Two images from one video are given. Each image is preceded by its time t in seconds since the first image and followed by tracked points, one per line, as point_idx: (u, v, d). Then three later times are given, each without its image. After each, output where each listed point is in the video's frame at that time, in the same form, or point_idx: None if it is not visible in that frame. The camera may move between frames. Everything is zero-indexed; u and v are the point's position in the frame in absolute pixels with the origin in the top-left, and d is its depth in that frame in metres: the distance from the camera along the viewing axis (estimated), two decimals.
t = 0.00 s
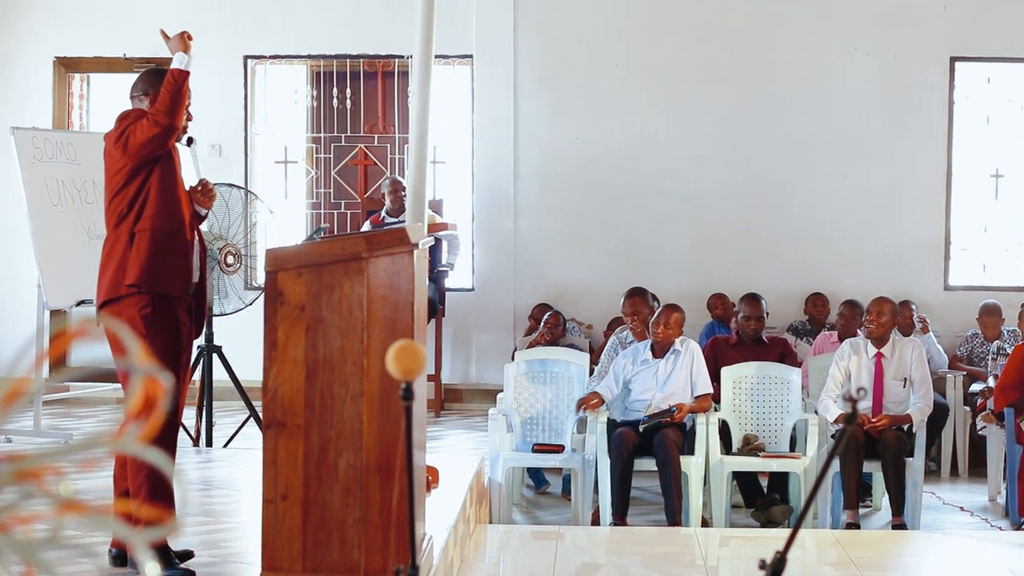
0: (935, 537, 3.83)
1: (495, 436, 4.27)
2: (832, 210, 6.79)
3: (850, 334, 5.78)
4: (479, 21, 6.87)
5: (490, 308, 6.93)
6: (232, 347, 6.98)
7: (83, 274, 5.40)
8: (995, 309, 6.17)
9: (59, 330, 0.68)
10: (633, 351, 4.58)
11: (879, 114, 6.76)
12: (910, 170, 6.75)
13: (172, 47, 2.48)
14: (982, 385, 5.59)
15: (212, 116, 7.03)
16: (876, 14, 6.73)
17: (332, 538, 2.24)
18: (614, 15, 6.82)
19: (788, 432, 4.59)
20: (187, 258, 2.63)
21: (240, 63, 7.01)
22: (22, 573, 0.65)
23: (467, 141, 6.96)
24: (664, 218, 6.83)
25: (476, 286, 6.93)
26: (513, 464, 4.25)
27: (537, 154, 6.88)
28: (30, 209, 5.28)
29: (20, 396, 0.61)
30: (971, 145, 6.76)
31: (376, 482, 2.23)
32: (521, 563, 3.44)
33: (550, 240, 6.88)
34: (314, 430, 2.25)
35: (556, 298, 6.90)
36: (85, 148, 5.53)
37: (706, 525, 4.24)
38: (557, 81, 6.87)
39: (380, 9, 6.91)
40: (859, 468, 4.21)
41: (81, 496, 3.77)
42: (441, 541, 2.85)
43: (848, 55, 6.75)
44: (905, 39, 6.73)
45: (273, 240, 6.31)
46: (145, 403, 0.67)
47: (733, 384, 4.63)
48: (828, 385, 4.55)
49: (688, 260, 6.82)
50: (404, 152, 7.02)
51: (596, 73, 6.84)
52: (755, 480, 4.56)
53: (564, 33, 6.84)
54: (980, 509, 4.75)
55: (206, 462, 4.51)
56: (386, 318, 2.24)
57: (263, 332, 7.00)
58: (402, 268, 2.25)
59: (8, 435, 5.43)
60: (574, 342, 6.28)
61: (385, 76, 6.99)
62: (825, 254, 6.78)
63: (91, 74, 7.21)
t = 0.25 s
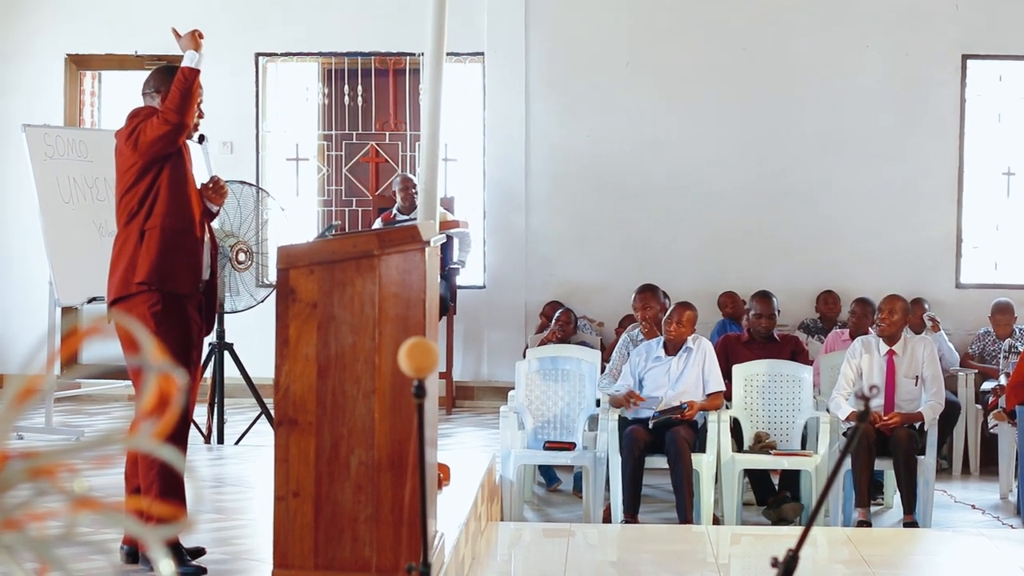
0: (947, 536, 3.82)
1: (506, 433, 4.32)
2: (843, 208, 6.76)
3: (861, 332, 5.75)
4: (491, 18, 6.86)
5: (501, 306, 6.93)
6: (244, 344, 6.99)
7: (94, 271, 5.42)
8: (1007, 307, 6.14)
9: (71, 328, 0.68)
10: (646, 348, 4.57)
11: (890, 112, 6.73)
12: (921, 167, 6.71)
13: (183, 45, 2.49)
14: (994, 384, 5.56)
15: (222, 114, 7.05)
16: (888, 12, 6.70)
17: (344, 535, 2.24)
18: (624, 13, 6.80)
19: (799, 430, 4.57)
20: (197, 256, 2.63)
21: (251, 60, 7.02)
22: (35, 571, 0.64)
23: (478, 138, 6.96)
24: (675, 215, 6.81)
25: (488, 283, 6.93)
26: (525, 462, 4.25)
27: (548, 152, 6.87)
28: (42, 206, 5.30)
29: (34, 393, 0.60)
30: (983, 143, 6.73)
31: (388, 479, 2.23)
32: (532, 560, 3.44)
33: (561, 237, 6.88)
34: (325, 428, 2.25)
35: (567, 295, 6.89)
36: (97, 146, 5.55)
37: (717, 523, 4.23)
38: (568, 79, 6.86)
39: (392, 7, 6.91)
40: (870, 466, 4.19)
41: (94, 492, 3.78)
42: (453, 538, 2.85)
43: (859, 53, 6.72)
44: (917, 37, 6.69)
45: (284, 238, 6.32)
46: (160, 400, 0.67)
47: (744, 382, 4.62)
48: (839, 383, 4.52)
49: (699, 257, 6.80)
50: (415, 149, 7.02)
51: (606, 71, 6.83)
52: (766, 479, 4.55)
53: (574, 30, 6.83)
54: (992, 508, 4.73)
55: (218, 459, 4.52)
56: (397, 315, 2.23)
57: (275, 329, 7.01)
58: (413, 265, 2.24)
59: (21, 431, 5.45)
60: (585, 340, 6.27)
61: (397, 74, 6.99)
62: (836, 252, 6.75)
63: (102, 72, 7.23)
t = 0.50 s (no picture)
0: (957, 532, 3.80)
1: (517, 429, 4.31)
2: (853, 204, 6.74)
3: (872, 328, 5.73)
4: (502, 13, 6.84)
5: (511, 301, 6.92)
6: (254, 339, 7.00)
7: (105, 266, 5.43)
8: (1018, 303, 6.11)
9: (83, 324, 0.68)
10: (656, 344, 4.56)
11: (900, 107, 6.70)
12: (932, 164, 6.68)
13: (192, 41, 2.48)
14: (1005, 380, 5.54)
15: (233, 109, 7.05)
16: (898, 7, 6.67)
17: (353, 531, 2.25)
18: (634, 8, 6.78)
19: (809, 427, 4.56)
20: (208, 251, 2.63)
21: (261, 56, 7.02)
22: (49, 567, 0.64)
23: (489, 134, 6.95)
24: (684, 211, 6.80)
25: (498, 279, 6.92)
26: (534, 457, 4.25)
27: (557, 147, 6.86)
28: (53, 201, 5.31)
29: (45, 388, 0.60)
30: (993, 139, 6.70)
31: (398, 474, 2.23)
32: (542, 556, 3.44)
33: (570, 233, 6.87)
34: (335, 423, 2.25)
35: (577, 291, 6.88)
36: (108, 140, 5.56)
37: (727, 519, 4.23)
38: (577, 74, 6.85)
39: (402, 2, 6.91)
40: (881, 462, 4.18)
41: (105, 487, 3.80)
42: (463, 534, 2.85)
43: (869, 48, 6.69)
44: (927, 32, 6.67)
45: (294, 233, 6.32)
46: (174, 395, 0.67)
47: (754, 378, 4.60)
48: (849, 379, 4.51)
49: (708, 253, 6.79)
50: (426, 145, 7.02)
51: (615, 66, 6.82)
52: (776, 475, 4.53)
53: (584, 26, 6.82)
54: (1002, 504, 4.71)
55: (228, 454, 4.53)
56: (408, 311, 2.24)
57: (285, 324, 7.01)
58: (424, 261, 2.25)
59: (32, 425, 5.47)
60: (594, 336, 6.26)
61: (407, 69, 6.99)
62: (846, 248, 6.73)
63: (113, 67, 7.24)
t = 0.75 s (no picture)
0: (953, 530, 3.81)
1: (514, 426, 4.31)
2: (850, 202, 6.74)
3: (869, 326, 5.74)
4: (499, 10, 6.84)
5: (508, 299, 6.93)
6: (251, 337, 7.00)
7: (101, 264, 5.42)
8: (1015, 301, 6.12)
9: (79, 322, 0.68)
10: (653, 342, 4.57)
11: (898, 105, 6.71)
12: (929, 162, 6.69)
13: (189, 38, 2.48)
14: (1002, 378, 5.55)
15: (230, 106, 7.05)
16: (895, 5, 6.67)
17: (350, 529, 2.25)
18: (631, 6, 6.78)
19: (806, 424, 4.57)
20: (205, 249, 2.63)
21: (259, 53, 7.02)
22: (45, 566, 0.64)
23: (486, 131, 6.95)
24: (681, 209, 6.80)
25: (494, 277, 6.92)
26: (531, 455, 4.25)
27: (555, 145, 6.86)
28: (51, 199, 5.31)
29: (42, 386, 0.61)
30: (991, 137, 6.71)
31: (395, 472, 2.23)
32: (539, 553, 3.44)
33: (568, 231, 6.87)
34: (332, 421, 2.25)
35: (574, 288, 6.89)
36: (105, 138, 5.56)
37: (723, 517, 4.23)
38: (575, 72, 6.85)
39: None
40: (877, 460, 4.19)
41: (101, 485, 3.80)
42: (460, 531, 2.85)
43: (867, 47, 6.70)
44: (925, 30, 6.67)
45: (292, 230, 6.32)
46: (171, 393, 0.67)
47: (751, 375, 4.60)
48: (846, 377, 4.52)
49: (706, 251, 6.79)
50: (423, 143, 7.02)
51: (612, 64, 6.82)
52: (773, 473, 4.54)
53: (582, 23, 6.82)
54: (998, 502, 4.72)
55: (225, 452, 4.53)
56: (405, 308, 2.24)
57: (282, 322, 7.01)
58: (421, 259, 2.26)
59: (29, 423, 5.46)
60: (592, 334, 6.27)
61: (405, 66, 6.98)
62: (844, 246, 6.74)
63: (110, 64, 7.23)
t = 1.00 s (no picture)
0: (941, 529, 3.83)
1: (501, 425, 4.31)
2: (839, 201, 6.76)
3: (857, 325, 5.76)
4: (487, 10, 6.84)
5: (497, 298, 6.93)
6: (239, 336, 6.99)
7: (89, 263, 5.40)
8: (1002, 300, 6.15)
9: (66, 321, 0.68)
10: (640, 341, 4.57)
11: (886, 105, 6.73)
12: (917, 162, 6.72)
13: (176, 37, 2.47)
14: (988, 377, 5.58)
15: (218, 105, 7.03)
16: (884, 5, 6.69)
17: (338, 528, 2.25)
18: (620, 5, 6.79)
19: (794, 423, 4.58)
20: (193, 248, 2.63)
21: (247, 52, 7.01)
22: (31, 565, 0.64)
23: (475, 131, 6.95)
24: (670, 208, 6.82)
25: (482, 276, 6.92)
26: (519, 454, 4.25)
27: (544, 145, 6.87)
28: (38, 199, 5.29)
29: (28, 385, 0.61)
30: (978, 136, 6.74)
31: (383, 471, 2.23)
32: (527, 552, 3.45)
33: (557, 230, 6.87)
34: (320, 420, 2.25)
35: (563, 288, 6.89)
36: (93, 137, 5.53)
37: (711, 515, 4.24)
38: (564, 71, 6.85)
39: None
40: (865, 459, 4.20)
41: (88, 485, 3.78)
42: (447, 531, 2.86)
43: (855, 47, 6.72)
44: (913, 30, 6.70)
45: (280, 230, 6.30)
46: (159, 392, 0.67)
47: (739, 375, 4.62)
48: (834, 376, 4.53)
49: (695, 250, 6.80)
50: (411, 142, 7.01)
51: (602, 63, 6.82)
52: (761, 471, 4.55)
53: (571, 23, 6.82)
54: (985, 500, 4.74)
55: (212, 452, 4.52)
56: (393, 307, 2.24)
57: (269, 321, 7.00)
58: (409, 258, 2.25)
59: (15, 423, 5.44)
60: (581, 333, 6.27)
61: (393, 65, 6.98)
62: (832, 245, 6.76)
63: (98, 63, 7.21)
